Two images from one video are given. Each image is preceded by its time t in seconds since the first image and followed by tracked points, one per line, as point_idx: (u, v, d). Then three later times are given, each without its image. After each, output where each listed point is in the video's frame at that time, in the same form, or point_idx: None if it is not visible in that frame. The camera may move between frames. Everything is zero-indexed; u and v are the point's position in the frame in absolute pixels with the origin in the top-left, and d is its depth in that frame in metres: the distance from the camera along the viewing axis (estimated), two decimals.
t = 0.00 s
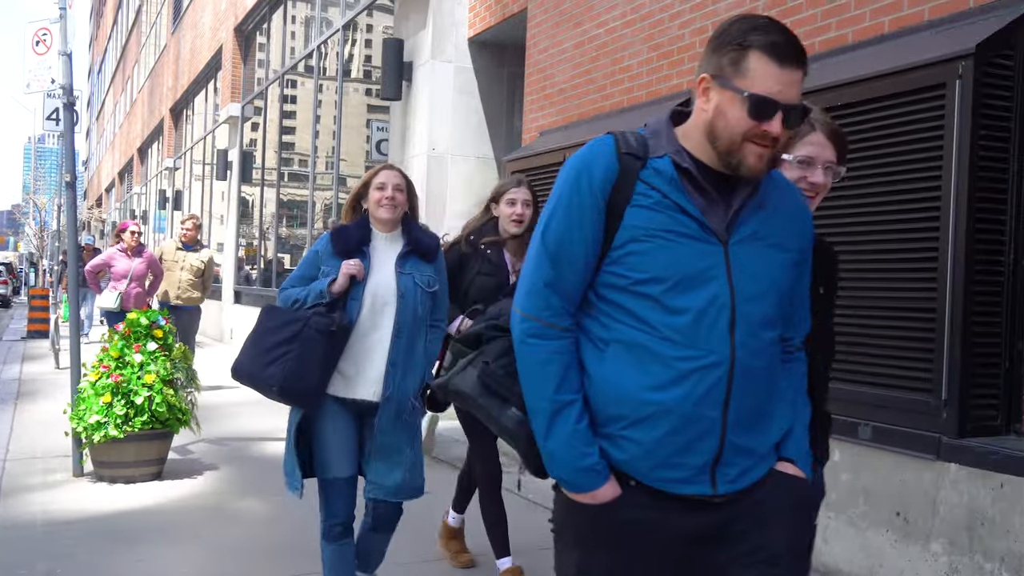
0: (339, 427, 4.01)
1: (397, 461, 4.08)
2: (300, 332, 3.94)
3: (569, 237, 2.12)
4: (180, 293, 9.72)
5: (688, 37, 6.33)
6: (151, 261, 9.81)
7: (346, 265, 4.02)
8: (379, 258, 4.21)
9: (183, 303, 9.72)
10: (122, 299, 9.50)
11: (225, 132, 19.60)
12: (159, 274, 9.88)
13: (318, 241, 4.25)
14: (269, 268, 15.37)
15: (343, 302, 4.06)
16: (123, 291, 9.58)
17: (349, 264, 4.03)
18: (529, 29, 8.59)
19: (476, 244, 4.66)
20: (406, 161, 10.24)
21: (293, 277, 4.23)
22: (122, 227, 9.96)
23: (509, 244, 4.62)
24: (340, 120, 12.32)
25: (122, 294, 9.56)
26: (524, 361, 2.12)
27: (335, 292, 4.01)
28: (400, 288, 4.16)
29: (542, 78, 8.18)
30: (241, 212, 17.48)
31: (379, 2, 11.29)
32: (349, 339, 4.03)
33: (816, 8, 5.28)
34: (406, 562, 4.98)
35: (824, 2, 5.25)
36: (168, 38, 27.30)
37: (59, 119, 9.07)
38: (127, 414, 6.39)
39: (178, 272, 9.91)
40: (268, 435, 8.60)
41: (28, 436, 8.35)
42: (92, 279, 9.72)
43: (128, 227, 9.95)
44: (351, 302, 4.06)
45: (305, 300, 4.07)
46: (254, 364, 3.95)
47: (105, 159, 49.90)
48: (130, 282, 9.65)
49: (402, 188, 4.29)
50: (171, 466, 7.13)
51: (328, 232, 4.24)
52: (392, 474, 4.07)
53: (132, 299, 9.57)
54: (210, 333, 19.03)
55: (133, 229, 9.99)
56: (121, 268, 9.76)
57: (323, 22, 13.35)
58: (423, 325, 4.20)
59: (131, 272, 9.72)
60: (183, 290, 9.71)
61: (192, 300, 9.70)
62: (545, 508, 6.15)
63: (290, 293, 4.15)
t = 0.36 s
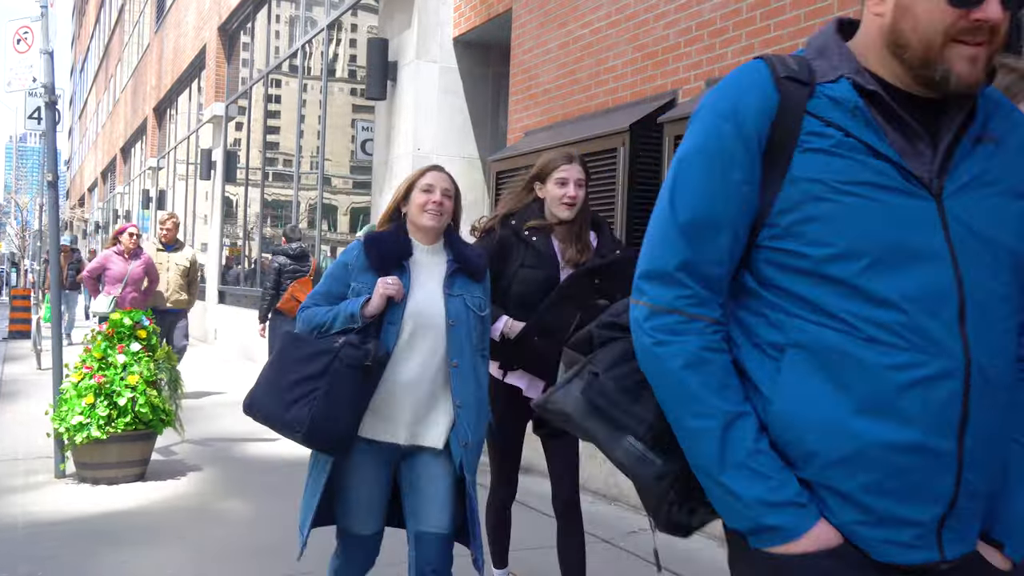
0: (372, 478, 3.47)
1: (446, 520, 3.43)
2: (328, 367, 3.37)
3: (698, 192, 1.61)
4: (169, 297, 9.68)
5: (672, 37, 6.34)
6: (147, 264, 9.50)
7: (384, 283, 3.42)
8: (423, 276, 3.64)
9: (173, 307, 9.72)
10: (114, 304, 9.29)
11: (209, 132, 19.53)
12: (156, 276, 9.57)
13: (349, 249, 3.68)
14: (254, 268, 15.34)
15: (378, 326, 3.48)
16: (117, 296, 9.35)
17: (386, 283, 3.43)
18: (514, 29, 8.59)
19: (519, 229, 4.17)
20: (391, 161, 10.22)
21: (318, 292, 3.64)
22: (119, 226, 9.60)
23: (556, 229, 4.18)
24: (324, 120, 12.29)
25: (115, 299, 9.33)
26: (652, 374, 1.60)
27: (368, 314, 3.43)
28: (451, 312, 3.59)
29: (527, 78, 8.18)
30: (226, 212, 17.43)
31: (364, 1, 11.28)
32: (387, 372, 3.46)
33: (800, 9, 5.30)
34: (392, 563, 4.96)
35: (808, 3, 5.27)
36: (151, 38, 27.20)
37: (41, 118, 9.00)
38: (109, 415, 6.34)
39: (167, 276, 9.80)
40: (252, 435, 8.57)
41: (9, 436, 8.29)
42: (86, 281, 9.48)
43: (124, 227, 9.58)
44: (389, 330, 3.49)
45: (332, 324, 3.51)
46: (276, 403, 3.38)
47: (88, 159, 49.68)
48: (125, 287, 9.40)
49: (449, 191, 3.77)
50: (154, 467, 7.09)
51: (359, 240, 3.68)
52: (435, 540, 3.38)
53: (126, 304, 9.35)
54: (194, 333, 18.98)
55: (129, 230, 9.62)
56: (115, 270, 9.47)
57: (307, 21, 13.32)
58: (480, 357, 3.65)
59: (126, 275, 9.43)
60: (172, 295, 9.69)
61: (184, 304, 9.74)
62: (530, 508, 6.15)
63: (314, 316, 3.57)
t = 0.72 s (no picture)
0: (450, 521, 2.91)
1: (473, 560, 2.89)
2: (381, 386, 2.82)
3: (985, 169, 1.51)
4: (171, 304, 9.36)
5: (658, 37, 6.38)
6: (144, 264, 9.15)
7: (444, 286, 2.85)
8: (487, 277, 3.07)
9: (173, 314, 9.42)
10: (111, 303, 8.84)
11: (193, 131, 19.45)
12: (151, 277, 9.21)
13: (395, 251, 3.10)
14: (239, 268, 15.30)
15: (437, 335, 2.94)
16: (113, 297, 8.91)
17: (445, 285, 2.86)
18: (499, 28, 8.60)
19: (581, 217, 3.41)
20: (377, 161, 10.23)
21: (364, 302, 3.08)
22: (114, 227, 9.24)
23: (626, 215, 3.41)
24: (310, 119, 12.27)
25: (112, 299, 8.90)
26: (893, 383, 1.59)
27: (426, 323, 2.88)
28: (523, 318, 3.01)
29: (512, 78, 8.20)
30: (211, 212, 17.37)
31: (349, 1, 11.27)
32: (450, 390, 2.92)
33: (784, 10, 5.35)
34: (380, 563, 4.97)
35: (792, 4, 5.31)
36: (135, 36, 27.04)
37: (25, 117, 8.95)
38: (94, 416, 6.32)
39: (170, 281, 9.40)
40: (238, 435, 8.55)
41: None
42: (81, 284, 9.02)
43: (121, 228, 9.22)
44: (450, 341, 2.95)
45: (384, 337, 2.97)
46: (319, 433, 2.83)
47: (71, 158, 49.41)
48: (122, 287, 8.99)
49: (515, 172, 3.18)
50: (141, 468, 7.08)
51: (409, 236, 3.11)
52: None
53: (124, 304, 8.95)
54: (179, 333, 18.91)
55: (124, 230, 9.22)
56: (111, 271, 9.07)
57: (292, 20, 13.29)
58: (558, 370, 3.09)
59: (123, 275, 9.04)
60: (175, 302, 9.37)
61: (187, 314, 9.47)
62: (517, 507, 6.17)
63: (360, 332, 3.04)
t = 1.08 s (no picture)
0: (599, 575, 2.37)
1: None
2: (533, 408, 2.18)
3: None
4: (196, 303, 9.13)
5: (661, 37, 6.37)
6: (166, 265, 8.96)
7: (594, 268, 2.23)
8: (621, 250, 2.46)
9: (198, 314, 9.18)
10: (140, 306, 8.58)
11: (197, 130, 19.47)
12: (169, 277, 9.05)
13: (504, 217, 2.38)
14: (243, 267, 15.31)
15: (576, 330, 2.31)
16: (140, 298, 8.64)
17: (586, 266, 2.23)
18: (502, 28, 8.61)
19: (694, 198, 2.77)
20: (379, 160, 10.23)
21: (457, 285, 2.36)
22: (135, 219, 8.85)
23: (746, 211, 2.74)
24: (313, 119, 12.27)
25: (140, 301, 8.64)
26: None
27: (568, 313, 2.24)
28: (669, 300, 2.43)
29: (515, 78, 8.20)
30: (215, 212, 17.40)
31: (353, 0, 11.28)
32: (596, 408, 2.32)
33: (788, 9, 5.34)
34: (384, 563, 4.98)
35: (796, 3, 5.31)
36: (139, 36, 27.04)
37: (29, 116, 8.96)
38: (98, 415, 6.34)
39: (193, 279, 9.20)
40: (242, 435, 8.56)
41: None
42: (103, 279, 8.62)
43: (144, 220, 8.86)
44: (588, 333, 2.32)
45: (503, 339, 2.27)
46: (453, 471, 2.17)
47: (75, 158, 49.49)
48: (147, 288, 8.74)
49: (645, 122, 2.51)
50: (144, 467, 7.09)
51: (521, 204, 2.40)
52: None
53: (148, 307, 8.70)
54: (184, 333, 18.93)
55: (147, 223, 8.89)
56: (133, 269, 8.76)
57: (296, 20, 13.30)
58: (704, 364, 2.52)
59: (146, 275, 8.78)
60: (199, 301, 9.14)
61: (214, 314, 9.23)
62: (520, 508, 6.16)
63: (454, 324, 2.29)
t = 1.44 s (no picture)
0: None
1: None
2: (762, 478, 1.59)
3: None
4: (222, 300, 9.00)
5: (662, 37, 6.37)
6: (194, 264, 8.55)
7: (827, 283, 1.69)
8: (851, 259, 1.92)
9: (225, 311, 9.05)
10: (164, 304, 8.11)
11: (198, 130, 19.48)
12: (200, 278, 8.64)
13: (688, 218, 1.83)
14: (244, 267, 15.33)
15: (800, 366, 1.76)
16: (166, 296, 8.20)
17: (813, 277, 1.69)
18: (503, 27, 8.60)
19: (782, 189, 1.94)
20: (381, 160, 10.24)
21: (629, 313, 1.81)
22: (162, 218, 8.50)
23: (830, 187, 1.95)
24: (314, 119, 12.28)
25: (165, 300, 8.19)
26: None
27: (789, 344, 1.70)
28: (919, 326, 1.92)
29: (516, 78, 8.19)
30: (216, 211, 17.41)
31: None
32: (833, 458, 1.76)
33: (790, 9, 5.34)
34: (385, 562, 4.98)
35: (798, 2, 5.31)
36: (140, 35, 27.03)
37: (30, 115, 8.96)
38: (100, 415, 6.35)
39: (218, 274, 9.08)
40: (243, 434, 8.57)
41: None
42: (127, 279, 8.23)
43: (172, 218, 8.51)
44: (818, 369, 1.78)
45: (700, 380, 1.72)
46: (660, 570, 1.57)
47: (76, 157, 49.51)
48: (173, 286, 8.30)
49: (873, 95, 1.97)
50: (146, 467, 7.09)
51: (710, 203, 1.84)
52: None
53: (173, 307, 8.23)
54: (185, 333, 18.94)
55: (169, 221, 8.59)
56: (160, 267, 8.36)
57: (297, 19, 13.30)
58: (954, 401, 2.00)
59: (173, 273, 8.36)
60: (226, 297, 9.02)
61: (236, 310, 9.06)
62: (521, 507, 6.16)
63: (630, 365, 1.76)
